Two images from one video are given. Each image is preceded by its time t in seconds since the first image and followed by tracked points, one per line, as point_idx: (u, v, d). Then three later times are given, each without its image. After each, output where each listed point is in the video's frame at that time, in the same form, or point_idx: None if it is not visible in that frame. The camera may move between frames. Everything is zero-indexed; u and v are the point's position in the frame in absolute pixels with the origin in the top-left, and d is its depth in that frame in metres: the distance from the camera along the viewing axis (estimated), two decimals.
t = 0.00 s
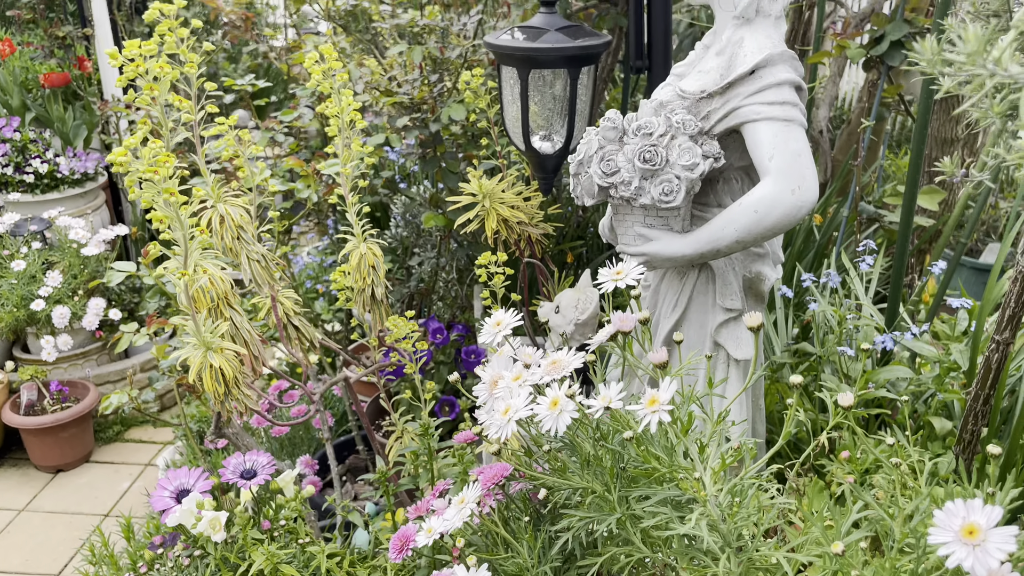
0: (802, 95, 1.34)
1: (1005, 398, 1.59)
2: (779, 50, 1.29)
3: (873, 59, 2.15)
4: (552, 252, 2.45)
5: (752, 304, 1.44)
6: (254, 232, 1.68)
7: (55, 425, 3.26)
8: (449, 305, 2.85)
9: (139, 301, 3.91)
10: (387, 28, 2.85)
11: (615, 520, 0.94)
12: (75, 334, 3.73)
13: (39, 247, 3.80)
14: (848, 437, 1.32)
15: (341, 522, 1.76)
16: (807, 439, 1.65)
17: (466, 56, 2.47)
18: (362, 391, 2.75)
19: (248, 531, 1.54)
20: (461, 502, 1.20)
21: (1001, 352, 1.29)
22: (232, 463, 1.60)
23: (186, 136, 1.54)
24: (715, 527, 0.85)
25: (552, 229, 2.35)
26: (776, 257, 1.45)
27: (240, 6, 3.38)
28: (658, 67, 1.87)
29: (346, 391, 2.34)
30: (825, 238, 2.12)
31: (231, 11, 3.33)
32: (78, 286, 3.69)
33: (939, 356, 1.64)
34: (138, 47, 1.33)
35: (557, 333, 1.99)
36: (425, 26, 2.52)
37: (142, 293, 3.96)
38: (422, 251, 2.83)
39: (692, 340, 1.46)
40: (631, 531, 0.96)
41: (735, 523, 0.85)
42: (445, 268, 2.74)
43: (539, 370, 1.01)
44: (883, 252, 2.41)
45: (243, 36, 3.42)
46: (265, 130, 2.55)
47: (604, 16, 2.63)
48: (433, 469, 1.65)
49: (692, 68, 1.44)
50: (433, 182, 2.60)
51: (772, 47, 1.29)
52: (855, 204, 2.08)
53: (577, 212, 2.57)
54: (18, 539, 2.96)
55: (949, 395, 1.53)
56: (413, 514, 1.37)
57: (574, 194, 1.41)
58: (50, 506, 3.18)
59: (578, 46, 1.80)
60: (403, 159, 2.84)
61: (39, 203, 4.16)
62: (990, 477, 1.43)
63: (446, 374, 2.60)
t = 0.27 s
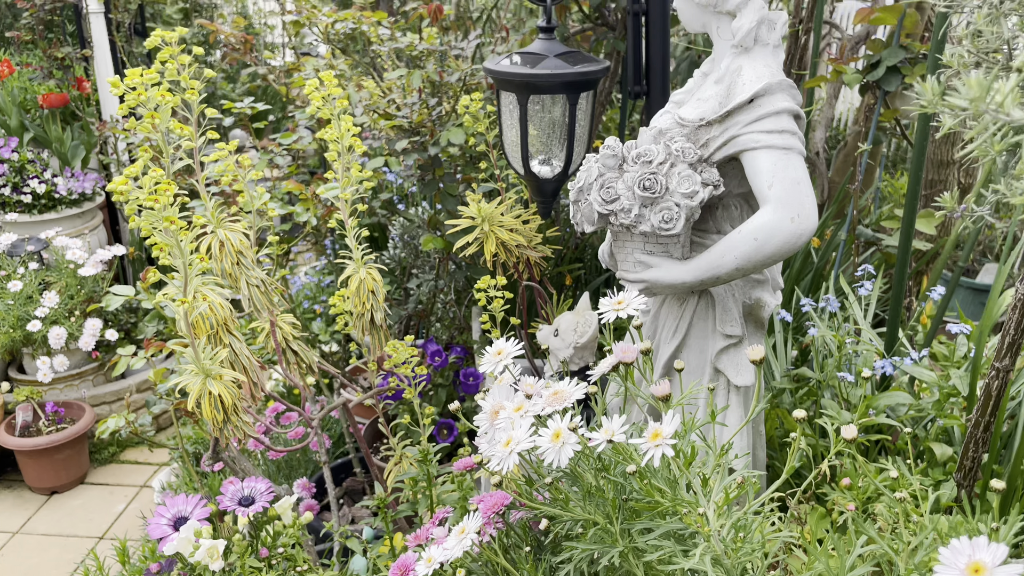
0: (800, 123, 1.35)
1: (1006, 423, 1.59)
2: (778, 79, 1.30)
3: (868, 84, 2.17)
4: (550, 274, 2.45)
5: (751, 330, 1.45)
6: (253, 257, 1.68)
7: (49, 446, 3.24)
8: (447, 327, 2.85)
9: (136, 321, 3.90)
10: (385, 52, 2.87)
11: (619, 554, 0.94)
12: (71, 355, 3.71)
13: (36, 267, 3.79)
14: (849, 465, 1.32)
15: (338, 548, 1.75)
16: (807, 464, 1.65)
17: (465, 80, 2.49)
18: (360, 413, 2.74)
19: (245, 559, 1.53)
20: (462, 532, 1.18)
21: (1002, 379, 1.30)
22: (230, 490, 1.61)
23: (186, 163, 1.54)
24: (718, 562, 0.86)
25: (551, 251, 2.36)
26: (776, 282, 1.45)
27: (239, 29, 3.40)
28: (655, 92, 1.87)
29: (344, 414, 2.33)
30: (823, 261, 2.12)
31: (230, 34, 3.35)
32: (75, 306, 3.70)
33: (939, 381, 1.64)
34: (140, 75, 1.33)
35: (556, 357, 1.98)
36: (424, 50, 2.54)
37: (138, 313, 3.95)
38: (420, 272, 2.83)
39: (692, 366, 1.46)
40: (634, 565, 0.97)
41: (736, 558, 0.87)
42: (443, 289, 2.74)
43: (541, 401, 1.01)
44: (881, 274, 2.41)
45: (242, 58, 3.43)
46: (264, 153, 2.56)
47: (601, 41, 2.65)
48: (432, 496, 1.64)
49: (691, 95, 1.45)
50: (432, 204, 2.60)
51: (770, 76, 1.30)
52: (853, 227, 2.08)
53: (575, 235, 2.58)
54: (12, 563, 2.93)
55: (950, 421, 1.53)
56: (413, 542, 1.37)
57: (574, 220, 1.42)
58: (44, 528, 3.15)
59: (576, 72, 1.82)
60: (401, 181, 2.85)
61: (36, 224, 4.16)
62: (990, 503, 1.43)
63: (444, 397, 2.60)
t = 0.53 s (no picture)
0: (797, 157, 1.36)
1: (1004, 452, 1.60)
2: (775, 114, 1.32)
3: (864, 114, 2.20)
4: (549, 300, 2.47)
5: (750, 360, 1.45)
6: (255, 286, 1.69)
7: (46, 469, 3.23)
8: (446, 352, 2.85)
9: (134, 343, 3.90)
10: (386, 79, 2.90)
11: None
12: (69, 377, 3.71)
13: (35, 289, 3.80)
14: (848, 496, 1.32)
15: None
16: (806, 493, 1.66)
17: (464, 108, 2.51)
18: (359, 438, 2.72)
19: None
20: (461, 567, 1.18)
21: (1000, 412, 1.30)
22: (229, 521, 1.66)
23: (189, 194, 1.56)
24: None
25: (549, 277, 2.37)
26: (775, 313, 1.46)
27: (240, 55, 3.43)
28: (653, 121, 1.89)
29: (343, 440, 2.33)
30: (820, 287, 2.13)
31: (231, 59, 3.38)
32: (73, 328, 3.70)
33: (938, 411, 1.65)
34: (144, 110, 1.36)
35: (555, 383, 1.98)
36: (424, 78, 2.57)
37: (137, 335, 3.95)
38: (419, 297, 2.84)
39: (691, 396, 1.47)
40: None
41: None
42: (442, 314, 2.75)
43: (543, 438, 1.03)
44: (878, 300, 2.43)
45: (243, 84, 3.46)
46: (264, 179, 2.57)
47: (600, 69, 2.68)
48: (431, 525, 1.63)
49: (689, 128, 1.46)
50: (431, 229, 2.62)
51: (768, 111, 1.32)
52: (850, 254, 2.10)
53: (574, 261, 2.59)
54: None
55: (949, 451, 1.53)
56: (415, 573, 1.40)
57: (574, 252, 1.43)
58: (40, 552, 3.14)
59: (575, 103, 1.84)
60: (401, 206, 2.87)
61: (35, 246, 4.17)
62: (989, 533, 1.44)
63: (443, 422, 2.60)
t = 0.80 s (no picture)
0: (796, 190, 1.37)
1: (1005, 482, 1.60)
2: (773, 147, 1.33)
3: (860, 142, 2.22)
4: (548, 325, 2.48)
5: (750, 390, 1.46)
6: (257, 315, 1.69)
7: (43, 493, 3.22)
8: (446, 376, 2.86)
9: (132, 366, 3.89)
10: (386, 105, 2.93)
11: None
12: (67, 400, 3.70)
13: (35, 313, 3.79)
14: (849, 528, 1.32)
15: None
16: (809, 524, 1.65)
17: (465, 135, 2.54)
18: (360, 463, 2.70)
19: None
20: None
21: (999, 443, 1.31)
22: (230, 553, 1.66)
23: (193, 224, 1.58)
24: None
25: (549, 303, 2.38)
26: (775, 343, 1.46)
27: (241, 80, 3.46)
28: (652, 150, 1.91)
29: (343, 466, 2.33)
30: (818, 313, 2.15)
31: (233, 85, 3.41)
32: (72, 352, 3.69)
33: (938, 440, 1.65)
34: (149, 144, 1.38)
35: (555, 411, 1.98)
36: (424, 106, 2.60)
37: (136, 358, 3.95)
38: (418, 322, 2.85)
39: (692, 426, 1.47)
40: None
41: None
42: (442, 339, 2.76)
43: (545, 473, 1.07)
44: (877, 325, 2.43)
45: (244, 108, 3.49)
46: (265, 205, 2.59)
47: (598, 96, 2.71)
48: (432, 555, 1.63)
49: (689, 160, 1.48)
50: (431, 254, 2.63)
51: (766, 144, 1.34)
52: (848, 280, 2.11)
53: (573, 286, 2.61)
54: None
55: (949, 481, 1.54)
56: None
57: (575, 283, 1.44)
58: None
59: (575, 132, 1.86)
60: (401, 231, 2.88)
61: (35, 269, 4.18)
62: (989, 564, 1.44)
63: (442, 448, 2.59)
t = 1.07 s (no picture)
0: (796, 216, 1.39)
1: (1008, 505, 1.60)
2: (774, 173, 1.35)
3: (859, 165, 2.25)
4: (550, 347, 2.49)
5: (753, 415, 1.47)
6: (261, 339, 1.70)
7: (43, 514, 3.21)
8: (447, 397, 2.86)
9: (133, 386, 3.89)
10: (389, 127, 2.95)
11: None
12: (68, 421, 3.70)
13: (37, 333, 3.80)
14: (853, 552, 1.33)
15: None
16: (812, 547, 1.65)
17: (467, 158, 2.56)
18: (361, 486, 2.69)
19: None
20: None
21: (1001, 467, 1.31)
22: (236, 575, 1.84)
23: (199, 250, 1.60)
24: None
25: (551, 324, 2.39)
26: (776, 367, 1.47)
27: (244, 102, 3.48)
28: (654, 174, 1.92)
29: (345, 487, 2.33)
30: (818, 335, 2.16)
31: (236, 107, 3.43)
32: (73, 372, 3.69)
33: (940, 463, 1.65)
34: (157, 172, 1.40)
35: (557, 433, 1.98)
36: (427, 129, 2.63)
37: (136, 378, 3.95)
38: (420, 343, 2.86)
39: (695, 451, 1.48)
40: None
41: None
42: (444, 359, 2.77)
43: (550, 502, 1.10)
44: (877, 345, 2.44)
45: (247, 130, 3.51)
46: (268, 227, 2.61)
47: (599, 119, 2.73)
48: None
49: (690, 185, 1.49)
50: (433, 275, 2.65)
51: (767, 171, 1.35)
52: (848, 302, 2.12)
53: (575, 307, 2.62)
54: None
55: (952, 504, 1.54)
56: None
57: (578, 307, 1.45)
58: None
59: (577, 156, 1.87)
60: (403, 252, 2.90)
61: (37, 289, 4.19)
62: None
63: (444, 469, 2.59)
